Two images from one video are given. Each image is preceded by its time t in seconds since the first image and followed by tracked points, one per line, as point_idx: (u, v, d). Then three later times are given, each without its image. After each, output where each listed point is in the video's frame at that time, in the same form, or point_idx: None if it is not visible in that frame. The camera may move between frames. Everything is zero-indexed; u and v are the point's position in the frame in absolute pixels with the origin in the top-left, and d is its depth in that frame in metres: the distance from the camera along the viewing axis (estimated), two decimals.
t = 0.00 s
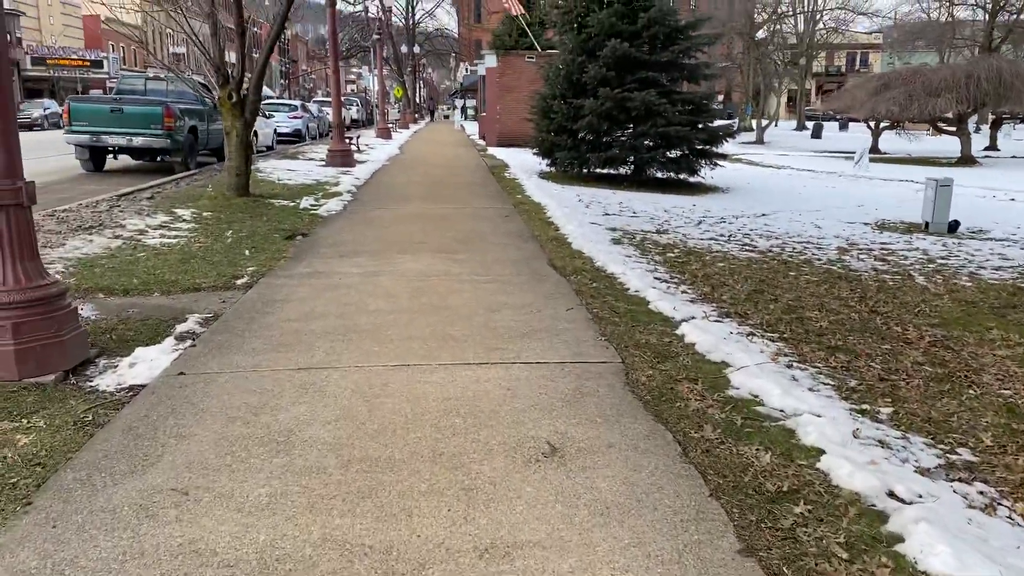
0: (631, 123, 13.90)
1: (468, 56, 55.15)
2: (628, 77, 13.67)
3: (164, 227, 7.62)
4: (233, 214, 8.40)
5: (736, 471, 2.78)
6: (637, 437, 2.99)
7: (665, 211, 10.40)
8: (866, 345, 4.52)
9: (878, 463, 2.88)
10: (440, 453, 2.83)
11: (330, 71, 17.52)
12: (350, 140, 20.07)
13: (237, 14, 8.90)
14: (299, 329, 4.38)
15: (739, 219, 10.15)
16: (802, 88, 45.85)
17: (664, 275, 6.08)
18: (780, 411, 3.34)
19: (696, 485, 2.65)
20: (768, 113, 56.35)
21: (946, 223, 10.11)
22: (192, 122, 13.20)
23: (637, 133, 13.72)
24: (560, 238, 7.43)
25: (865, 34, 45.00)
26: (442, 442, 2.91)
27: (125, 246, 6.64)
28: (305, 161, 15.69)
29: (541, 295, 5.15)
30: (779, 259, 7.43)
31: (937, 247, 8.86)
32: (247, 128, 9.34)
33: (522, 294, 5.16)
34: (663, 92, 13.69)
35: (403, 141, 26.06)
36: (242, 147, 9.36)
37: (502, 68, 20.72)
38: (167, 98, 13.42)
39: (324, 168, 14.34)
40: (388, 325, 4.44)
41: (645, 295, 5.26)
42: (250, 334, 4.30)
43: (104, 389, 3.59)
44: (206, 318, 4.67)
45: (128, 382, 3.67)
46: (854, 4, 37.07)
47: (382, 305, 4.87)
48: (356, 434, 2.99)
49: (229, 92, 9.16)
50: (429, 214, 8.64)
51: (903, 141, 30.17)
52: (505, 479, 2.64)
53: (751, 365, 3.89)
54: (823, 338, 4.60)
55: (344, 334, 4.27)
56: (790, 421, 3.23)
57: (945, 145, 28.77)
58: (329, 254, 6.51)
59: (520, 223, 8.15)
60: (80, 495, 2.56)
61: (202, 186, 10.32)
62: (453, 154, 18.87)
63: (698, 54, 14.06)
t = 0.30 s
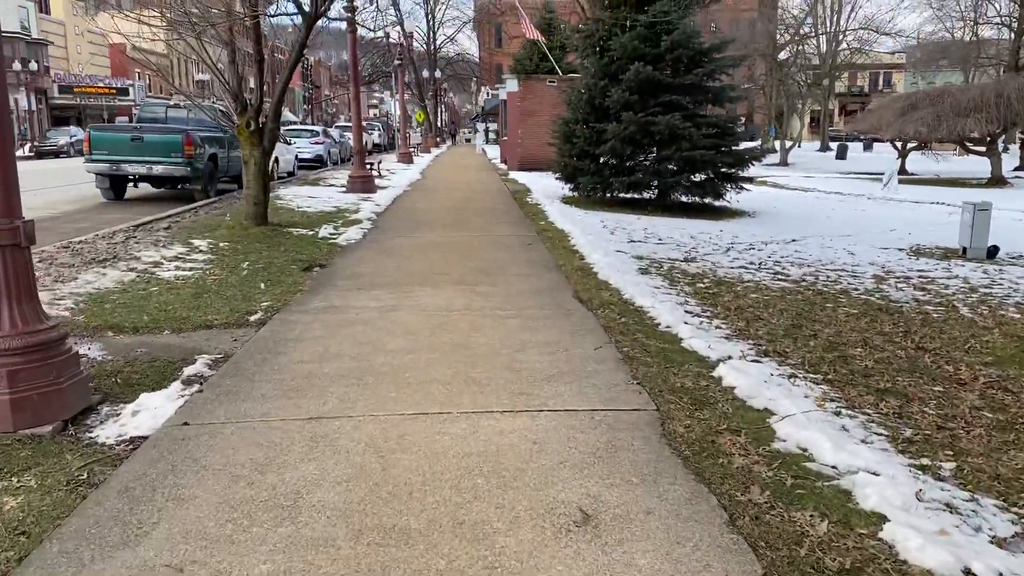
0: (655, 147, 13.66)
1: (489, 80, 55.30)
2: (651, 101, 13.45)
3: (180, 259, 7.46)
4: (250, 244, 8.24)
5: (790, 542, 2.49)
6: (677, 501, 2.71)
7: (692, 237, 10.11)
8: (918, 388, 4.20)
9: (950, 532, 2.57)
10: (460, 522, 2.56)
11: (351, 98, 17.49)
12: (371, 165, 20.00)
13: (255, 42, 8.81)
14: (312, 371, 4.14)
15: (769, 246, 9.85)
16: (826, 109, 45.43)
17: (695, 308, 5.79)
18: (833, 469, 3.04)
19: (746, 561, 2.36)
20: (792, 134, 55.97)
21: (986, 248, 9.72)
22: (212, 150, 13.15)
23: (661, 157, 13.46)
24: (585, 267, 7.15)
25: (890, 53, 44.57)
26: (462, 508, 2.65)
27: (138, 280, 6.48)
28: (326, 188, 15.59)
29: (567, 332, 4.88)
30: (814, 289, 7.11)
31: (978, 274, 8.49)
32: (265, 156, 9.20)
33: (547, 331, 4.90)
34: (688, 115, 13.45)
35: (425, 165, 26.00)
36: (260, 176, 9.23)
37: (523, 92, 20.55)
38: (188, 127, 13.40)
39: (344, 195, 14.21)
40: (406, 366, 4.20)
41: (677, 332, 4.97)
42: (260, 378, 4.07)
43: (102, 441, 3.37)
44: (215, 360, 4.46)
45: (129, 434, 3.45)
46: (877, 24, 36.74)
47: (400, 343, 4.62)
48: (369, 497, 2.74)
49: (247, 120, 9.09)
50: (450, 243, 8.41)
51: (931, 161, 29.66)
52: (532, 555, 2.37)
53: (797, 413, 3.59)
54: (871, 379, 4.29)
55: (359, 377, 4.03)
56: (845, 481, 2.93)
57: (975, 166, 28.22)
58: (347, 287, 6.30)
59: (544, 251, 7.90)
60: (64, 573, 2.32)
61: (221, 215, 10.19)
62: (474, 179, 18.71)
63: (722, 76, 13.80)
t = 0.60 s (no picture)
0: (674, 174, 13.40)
1: (505, 107, 55.46)
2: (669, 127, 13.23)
3: (187, 293, 7.25)
4: (260, 277, 8.03)
5: None
6: None
7: (714, 266, 9.82)
8: (970, 437, 3.87)
9: None
10: None
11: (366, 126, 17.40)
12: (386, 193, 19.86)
13: (266, 71, 8.67)
14: (315, 420, 3.88)
15: (794, 276, 9.54)
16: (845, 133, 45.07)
17: (722, 345, 5.49)
18: (888, 537, 2.72)
19: None
20: (810, 160, 55.59)
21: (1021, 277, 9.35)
22: (225, 179, 13.04)
23: (680, 183, 13.20)
24: (604, 299, 6.87)
25: (909, 77, 44.24)
26: None
27: (141, 316, 6.27)
28: (340, 217, 15.43)
29: (586, 373, 4.59)
30: (845, 322, 6.79)
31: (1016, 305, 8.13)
32: (277, 187, 9.03)
33: (566, 372, 4.62)
34: (707, 141, 13.20)
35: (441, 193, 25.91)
36: (271, 206, 9.04)
37: (539, 120, 20.29)
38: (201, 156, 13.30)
39: (358, 224, 14.04)
40: (415, 413, 3.93)
41: (705, 373, 4.68)
42: (260, 427, 3.81)
43: (85, 501, 3.11)
44: (214, 406, 4.20)
45: (115, 492, 3.19)
46: (895, 48, 36.49)
47: (409, 387, 4.36)
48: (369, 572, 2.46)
49: (258, 150, 8.84)
50: (465, 274, 8.16)
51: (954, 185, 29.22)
52: None
53: (842, 468, 3.29)
54: (918, 426, 3.97)
55: (365, 426, 3.76)
56: (904, 553, 2.61)
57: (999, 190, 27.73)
58: (356, 323, 6.05)
59: (561, 282, 7.63)
60: None
61: (232, 246, 10.02)
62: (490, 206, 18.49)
63: (742, 101, 13.57)
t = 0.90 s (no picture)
0: (692, 199, 13.14)
1: (519, 133, 55.57)
2: (687, 152, 13.00)
3: (193, 326, 7.05)
4: (269, 308, 7.82)
5: None
6: None
7: (736, 295, 9.54)
8: None
9: None
10: None
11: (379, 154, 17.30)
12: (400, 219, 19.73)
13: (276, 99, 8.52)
14: (318, 469, 3.62)
15: (818, 305, 9.23)
16: (861, 157, 44.77)
17: (750, 383, 5.20)
18: None
19: None
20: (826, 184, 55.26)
21: None
22: (236, 208, 12.92)
23: (699, 209, 12.93)
24: (624, 332, 6.60)
25: (925, 101, 43.97)
26: None
27: (144, 352, 6.06)
28: (353, 244, 15.25)
29: (608, 416, 4.31)
30: (877, 357, 6.48)
31: None
32: (288, 215, 8.83)
33: (586, 414, 4.34)
34: (726, 167, 12.95)
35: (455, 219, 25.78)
36: (281, 235, 8.84)
37: (553, 146, 20.28)
38: (213, 184, 13.20)
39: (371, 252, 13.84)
40: (425, 461, 3.66)
41: (735, 416, 4.39)
42: (259, 478, 3.55)
43: (66, 563, 2.85)
44: (213, 453, 3.95)
45: (99, 552, 2.93)
46: (911, 72, 36.27)
47: (421, 431, 4.09)
48: None
49: (268, 178, 8.61)
50: (479, 304, 7.92)
51: (975, 210, 28.82)
52: None
53: (893, 526, 2.98)
54: (971, 476, 3.66)
55: (372, 476, 3.50)
56: None
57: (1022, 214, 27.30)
58: (366, 359, 5.80)
59: (579, 313, 7.36)
60: None
61: (242, 276, 9.82)
62: (505, 233, 18.28)
63: (761, 126, 13.34)
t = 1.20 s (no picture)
0: (704, 223, 12.88)
1: (527, 156, 55.56)
2: (699, 175, 12.77)
3: (193, 357, 6.80)
4: (272, 337, 7.58)
5: None
6: None
7: (753, 321, 9.25)
8: None
9: None
10: None
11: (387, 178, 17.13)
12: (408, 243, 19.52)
13: (281, 122, 8.35)
14: (316, 517, 3.35)
15: (838, 332, 8.93)
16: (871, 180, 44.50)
17: (775, 418, 4.90)
18: None
19: None
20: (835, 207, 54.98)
21: None
22: (241, 232, 12.74)
23: (712, 233, 12.66)
24: (640, 362, 6.30)
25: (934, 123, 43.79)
26: None
27: (139, 384, 5.81)
28: (360, 269, 15.02)
29: (628, 456, 4.02)
30: (906, 387, 6.18)
31: None
32: (291, 240, 8.60)
33: (604, 454, 4.06)
34: (739, 189, 12.71)
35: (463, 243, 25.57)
36: (285, 261, 8.61)
37: (562, 169, 20.14)
38: (217, 209, 13.03)
39: (378, 276, 13.61)
40: (432, 509, 3.38)
41: (763, 456, 4.10)
42: (252, 527, 3.28)
43: None
44: (204, 497, 3.68)
45: None
46: (921, 94, 36.07)
47: (427, 474, 3.81)
48: None
49: (272, 203, 8.41)
50: (489, 332, 7.64)
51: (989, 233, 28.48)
52: None
53: None
54: None
55: (373, 526, 3.22)
56: None
57: None
58: (370, 391, 5.54)
59: (591, 341, 7.09)
60: None
61: (245, 302, 9.59)
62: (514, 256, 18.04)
63: (774, 149, 13.11)
